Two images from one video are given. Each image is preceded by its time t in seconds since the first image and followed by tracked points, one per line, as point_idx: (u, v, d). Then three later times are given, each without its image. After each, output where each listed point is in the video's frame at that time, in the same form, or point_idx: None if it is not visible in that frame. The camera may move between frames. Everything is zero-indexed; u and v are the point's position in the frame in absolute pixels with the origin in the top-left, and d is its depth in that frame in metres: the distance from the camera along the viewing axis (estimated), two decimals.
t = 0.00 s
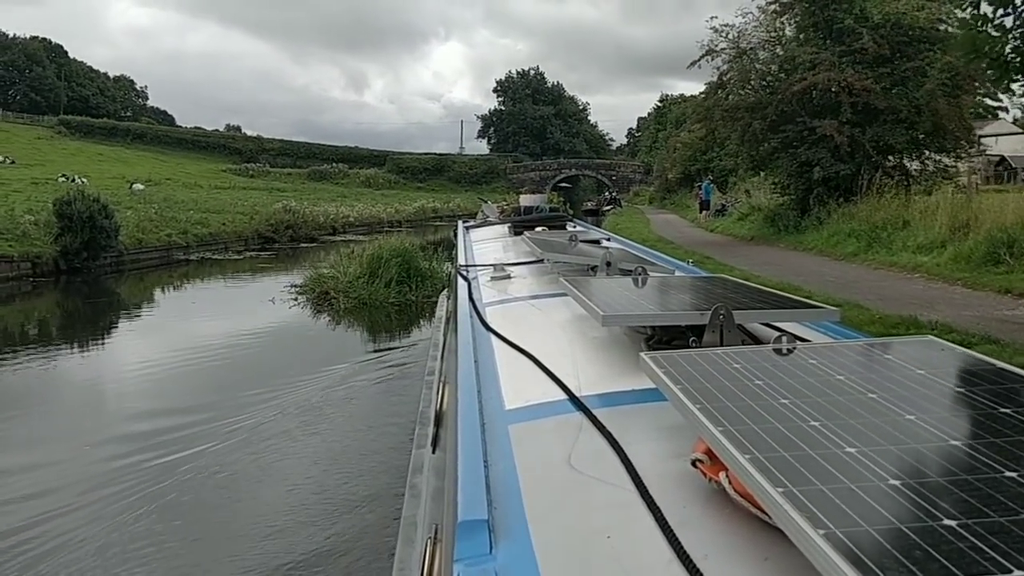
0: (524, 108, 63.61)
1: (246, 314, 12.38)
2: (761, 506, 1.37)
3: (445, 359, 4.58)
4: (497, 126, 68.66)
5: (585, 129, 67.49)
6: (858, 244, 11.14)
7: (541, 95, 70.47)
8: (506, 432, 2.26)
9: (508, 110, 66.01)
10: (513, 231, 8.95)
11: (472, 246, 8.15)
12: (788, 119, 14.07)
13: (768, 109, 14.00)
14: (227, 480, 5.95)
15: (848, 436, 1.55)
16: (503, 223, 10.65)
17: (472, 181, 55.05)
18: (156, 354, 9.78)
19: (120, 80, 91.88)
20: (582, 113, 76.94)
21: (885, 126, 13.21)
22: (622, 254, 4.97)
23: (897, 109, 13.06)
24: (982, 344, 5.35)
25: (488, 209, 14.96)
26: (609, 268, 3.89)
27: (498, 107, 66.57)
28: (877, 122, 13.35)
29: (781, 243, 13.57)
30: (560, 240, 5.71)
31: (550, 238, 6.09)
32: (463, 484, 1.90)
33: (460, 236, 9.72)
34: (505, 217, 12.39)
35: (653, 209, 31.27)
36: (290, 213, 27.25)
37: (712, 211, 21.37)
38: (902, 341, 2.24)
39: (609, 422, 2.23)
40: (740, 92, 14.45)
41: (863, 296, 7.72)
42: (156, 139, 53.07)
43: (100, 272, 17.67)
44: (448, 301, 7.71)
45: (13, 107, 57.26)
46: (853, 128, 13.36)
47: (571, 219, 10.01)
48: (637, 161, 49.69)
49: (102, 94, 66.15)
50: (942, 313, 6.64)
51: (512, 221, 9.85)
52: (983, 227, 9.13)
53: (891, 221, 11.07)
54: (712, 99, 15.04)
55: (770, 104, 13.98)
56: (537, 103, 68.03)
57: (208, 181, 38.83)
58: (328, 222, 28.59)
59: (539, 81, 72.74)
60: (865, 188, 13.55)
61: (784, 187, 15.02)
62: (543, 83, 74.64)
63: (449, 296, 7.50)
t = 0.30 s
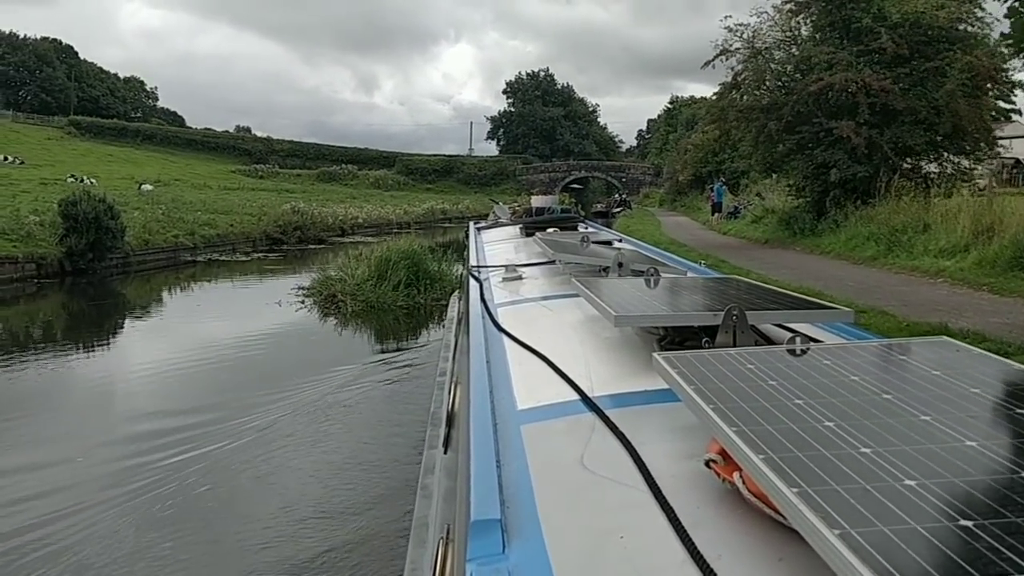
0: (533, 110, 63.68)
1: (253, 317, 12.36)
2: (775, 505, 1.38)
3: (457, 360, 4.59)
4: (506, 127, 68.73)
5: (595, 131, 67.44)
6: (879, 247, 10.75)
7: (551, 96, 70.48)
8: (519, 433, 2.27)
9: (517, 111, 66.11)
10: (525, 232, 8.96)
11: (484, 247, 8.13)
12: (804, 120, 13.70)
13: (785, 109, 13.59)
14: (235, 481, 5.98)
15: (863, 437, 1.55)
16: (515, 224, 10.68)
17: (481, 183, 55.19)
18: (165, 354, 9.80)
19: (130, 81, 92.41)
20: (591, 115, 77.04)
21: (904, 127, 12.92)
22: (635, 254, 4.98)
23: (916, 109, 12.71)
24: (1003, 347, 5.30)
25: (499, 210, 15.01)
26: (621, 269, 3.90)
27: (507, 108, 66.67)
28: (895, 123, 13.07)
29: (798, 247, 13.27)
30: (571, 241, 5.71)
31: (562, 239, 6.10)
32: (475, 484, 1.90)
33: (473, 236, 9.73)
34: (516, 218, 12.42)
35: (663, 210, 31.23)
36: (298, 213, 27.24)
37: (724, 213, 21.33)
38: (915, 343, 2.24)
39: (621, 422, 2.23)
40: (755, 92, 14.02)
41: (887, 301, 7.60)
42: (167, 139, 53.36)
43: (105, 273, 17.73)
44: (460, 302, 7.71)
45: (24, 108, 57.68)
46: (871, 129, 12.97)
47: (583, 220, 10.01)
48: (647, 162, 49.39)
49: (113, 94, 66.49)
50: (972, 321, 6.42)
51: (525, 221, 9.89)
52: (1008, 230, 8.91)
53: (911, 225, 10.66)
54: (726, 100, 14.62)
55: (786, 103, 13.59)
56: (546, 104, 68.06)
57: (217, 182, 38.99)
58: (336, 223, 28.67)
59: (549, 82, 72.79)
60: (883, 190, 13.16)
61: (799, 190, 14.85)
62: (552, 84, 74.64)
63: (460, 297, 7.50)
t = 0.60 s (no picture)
0: (541, 109, 63.73)
1: (257, 316, 12.34)
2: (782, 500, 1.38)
3: (466, 357, 4.60)
4: (514, 126, 68.82)
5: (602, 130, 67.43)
6: (896, 248, 10.55)
7: (560, 95, 70.52)
8: (526, 430, 2.28)
9: (525, 111, 66.19)
10: (534, 231, 8.96)
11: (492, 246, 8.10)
12: (820, 117, 13.60)
13: (798, 106, 13.49)
14: (240, 479, 5.99)
15: (872, 433, 1.55)
16: (525, 222, 10.69)
17: (488, 182, 55.28)
18: (172, 353, 9.82)
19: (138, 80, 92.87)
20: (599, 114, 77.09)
21: (921, 126, 12.76)
22: (645, 253, 4.97)
23: (933, 108, 12.55)
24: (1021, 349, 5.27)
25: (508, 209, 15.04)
26: (630, 267, 3.90)
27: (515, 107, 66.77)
28: (912, 121, 12.92)
29: (810, 248, 13.19)
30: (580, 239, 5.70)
31: (571, 237, 6.09)
32: (483, 480, 1.91)
33: (482, 235, 9.73)
34: (525, 216, 12.42)
35: (672, 210, 31.21)
36: (305, 211, 27.23)
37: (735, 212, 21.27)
38: (924, 340, 2.24)
39: (629, 419, 2.24)
40: (767, 89, 13.91)
41: (907, 303, 7.49)
42: (174, 137, 53.58)
43: (108, 272, 17.76)
44: (469, 300, 7.70)
45: (33, 106, 57.99)
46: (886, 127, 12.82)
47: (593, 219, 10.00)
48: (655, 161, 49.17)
49: (121, 92, 66.76)
50: (1000, 324, 6.25)
51: (533, 220, 9.87)
52: None
53: (929, 226, 10.47)
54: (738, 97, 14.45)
55: (801, 100, 13.50)
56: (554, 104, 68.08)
57: (225, 180, 39.12)
58: (343, 223, 28.73)
59: (557, 81, 72.83)
60: (899, 190, 12.99)
61: (814, 189, 14.77)
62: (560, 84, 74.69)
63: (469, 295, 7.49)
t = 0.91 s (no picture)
0: (549, 106, 63.80)
1: (264, 316, 12.35)
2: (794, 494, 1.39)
3: (477, 354, 4.62)
4: (522, 123, 68.88)
5: (610, 127, 67.52)
6: (914, 246, 10.39)
7: (569, 91, 70.65)
8: (538, 425, 2.29)
9: (532, 108, 66.26)
10: (545, 227, 8.99)
11: (502, 243, 8.11)
12: (835, 112, 13.48)
13: (813, 102, 13.37)
14: (249, 476, 6.02)
15: (883, 427, 1.56)
16: (535, 219, 10.72)
17: (495, 180, 55.36)
18: (180, 351, 9.83)
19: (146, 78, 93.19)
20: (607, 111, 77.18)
21: (938, 121, 12.65)
22: (656, 250, 4.98)
23: (950, 103, 12.40)
24: None
25: (519, 205, 15.08)
26: (640, 264, 3.91)
27: (523, 104, 66.87)
28: (929, 117, 12.81)
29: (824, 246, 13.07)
30: (591, 237, 5.70)
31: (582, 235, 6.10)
32: (495, 475, 1.93)
33: (493, 232, 9.76)
34: (536, 214, 12.45)
35: (681, 207, 31.23)
36: (312, 209, 27.26)
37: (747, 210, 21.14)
38: (935, 335, 2.25)
39: (640, 414, 2.25)
40: (782, 84, 13.84)
41: (928, 303, 7.36)
42: (180, 134, 53.69)
43: (112, 271, 17.77)
44: (480, 297, 7.72)
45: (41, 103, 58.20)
46: (903, 124, 12.69)
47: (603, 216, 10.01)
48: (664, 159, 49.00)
49: (128, 88, 66.90)
50: None
51: (543, 218, 9.87)
52: None
53: (950, 223, 10.36)
54: (752, 93, 14.41)
55: (817, 95, 13.37)
56: (561, 101, 68.07)
57: (233, 178, 39.21)
58: (350, 220, 28.78)
59: (564, 79, 72.89)
60: (916, 188, 12.86)
61: (828, 186, 14.68)
62: (568, 81, 74.77)
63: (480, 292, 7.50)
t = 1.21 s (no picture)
0: (561, 101, 63.83)
1: (274, 313, 12.40)
2: (809, 486, 1.40)
3: (491, 348, 4.64)
4: (533, 119, 68.90)
5: (621, 123, 67.44)
6: (939, 244, 10.06)
7: (579, 87, 70.59)
8: (552, 418, 2.31)
9: (543, 104, 66.25)
10: (559, 223, 9.01)
11: (516, 238, 8.12)
12: (853, 107, 13.17)
13: (830, 96, 13.09)
14: (259, 470, 6.07)
15: (899, 419, 1.57)
16: (549, 214, 10.73)
17: (506, 176, 55.43)
18: (191, 347, 9.89)
19: (157, 73, 93.72)
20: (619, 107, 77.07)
21: (960, 116, 12.48)
22: (670, 245, 4.98)
23: (972, 97, 12.28)
24: None
25: (533, 201, 15.13)
26: (654, 258, 3.92)
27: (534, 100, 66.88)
28: (950, 112, 12.67)
29: (844, 243, 12.77)
30: (605, 232, 5.71)
31: (596, 230, 6.10)
32: (510, 466, 1.94)
33: (507, 227, 9.78)
34: (550, 209, 12.48)
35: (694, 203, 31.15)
36: (322, 205, 27.32)
37: (761, 207, 20.82)
38: (949, 328, 2.26)
39: (654, 408, 2.26)
40: (799, 78, 13.60)
41: (955, 303, 7.12)
42: (189, 130, 53.91)
43: (120, 267, 17.84)
44: (493, 292, 7.74)
45: (54, 99, 58.68)
46: (924, 119, 12.56)
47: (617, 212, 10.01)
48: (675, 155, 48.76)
49: (139, 84, 67.28)
50: None
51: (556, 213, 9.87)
52: None
53: (975, 220, 10.10)
54: (769, 86, 14.36)
55: (835, 89, 13.04)
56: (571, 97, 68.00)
57: (243, 174, 39.37)
58: (361, 216, 28.86)
59: (575, 75, 72.84)
60: (937, 183, 12.57)
61: (846, 181, 14.39)
62: (579, 77, 74.68)
63: (493, 288, 7.51)
